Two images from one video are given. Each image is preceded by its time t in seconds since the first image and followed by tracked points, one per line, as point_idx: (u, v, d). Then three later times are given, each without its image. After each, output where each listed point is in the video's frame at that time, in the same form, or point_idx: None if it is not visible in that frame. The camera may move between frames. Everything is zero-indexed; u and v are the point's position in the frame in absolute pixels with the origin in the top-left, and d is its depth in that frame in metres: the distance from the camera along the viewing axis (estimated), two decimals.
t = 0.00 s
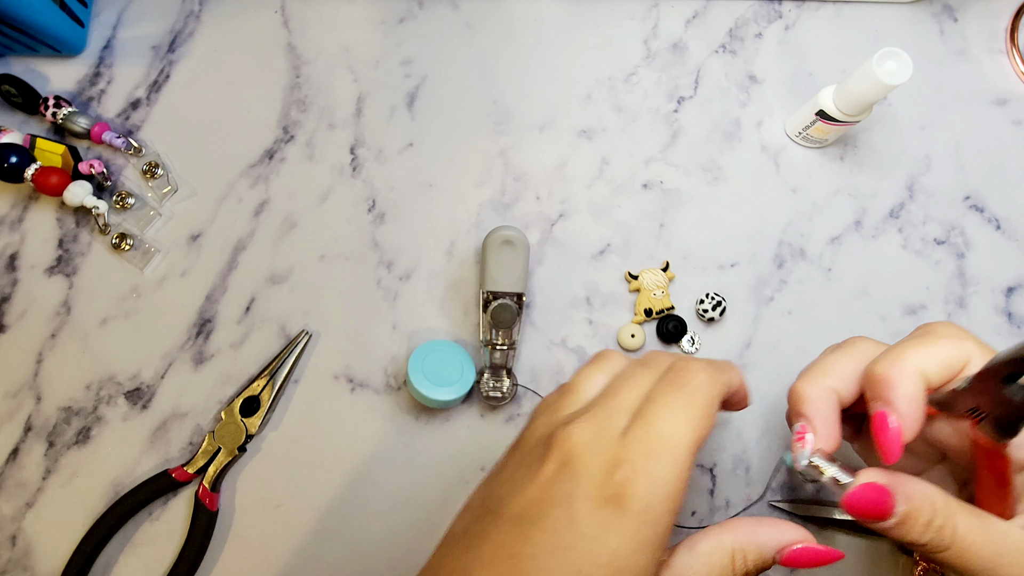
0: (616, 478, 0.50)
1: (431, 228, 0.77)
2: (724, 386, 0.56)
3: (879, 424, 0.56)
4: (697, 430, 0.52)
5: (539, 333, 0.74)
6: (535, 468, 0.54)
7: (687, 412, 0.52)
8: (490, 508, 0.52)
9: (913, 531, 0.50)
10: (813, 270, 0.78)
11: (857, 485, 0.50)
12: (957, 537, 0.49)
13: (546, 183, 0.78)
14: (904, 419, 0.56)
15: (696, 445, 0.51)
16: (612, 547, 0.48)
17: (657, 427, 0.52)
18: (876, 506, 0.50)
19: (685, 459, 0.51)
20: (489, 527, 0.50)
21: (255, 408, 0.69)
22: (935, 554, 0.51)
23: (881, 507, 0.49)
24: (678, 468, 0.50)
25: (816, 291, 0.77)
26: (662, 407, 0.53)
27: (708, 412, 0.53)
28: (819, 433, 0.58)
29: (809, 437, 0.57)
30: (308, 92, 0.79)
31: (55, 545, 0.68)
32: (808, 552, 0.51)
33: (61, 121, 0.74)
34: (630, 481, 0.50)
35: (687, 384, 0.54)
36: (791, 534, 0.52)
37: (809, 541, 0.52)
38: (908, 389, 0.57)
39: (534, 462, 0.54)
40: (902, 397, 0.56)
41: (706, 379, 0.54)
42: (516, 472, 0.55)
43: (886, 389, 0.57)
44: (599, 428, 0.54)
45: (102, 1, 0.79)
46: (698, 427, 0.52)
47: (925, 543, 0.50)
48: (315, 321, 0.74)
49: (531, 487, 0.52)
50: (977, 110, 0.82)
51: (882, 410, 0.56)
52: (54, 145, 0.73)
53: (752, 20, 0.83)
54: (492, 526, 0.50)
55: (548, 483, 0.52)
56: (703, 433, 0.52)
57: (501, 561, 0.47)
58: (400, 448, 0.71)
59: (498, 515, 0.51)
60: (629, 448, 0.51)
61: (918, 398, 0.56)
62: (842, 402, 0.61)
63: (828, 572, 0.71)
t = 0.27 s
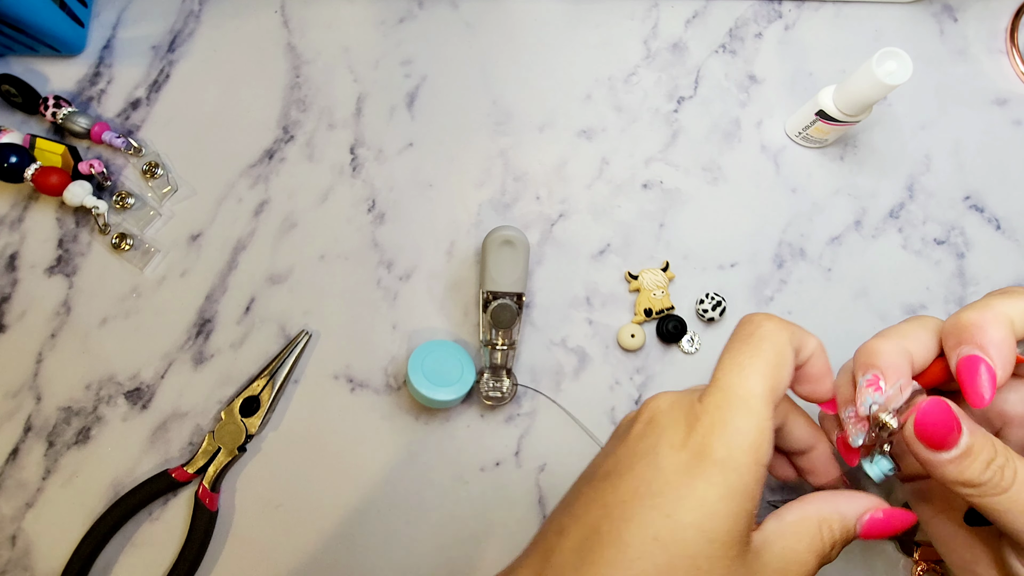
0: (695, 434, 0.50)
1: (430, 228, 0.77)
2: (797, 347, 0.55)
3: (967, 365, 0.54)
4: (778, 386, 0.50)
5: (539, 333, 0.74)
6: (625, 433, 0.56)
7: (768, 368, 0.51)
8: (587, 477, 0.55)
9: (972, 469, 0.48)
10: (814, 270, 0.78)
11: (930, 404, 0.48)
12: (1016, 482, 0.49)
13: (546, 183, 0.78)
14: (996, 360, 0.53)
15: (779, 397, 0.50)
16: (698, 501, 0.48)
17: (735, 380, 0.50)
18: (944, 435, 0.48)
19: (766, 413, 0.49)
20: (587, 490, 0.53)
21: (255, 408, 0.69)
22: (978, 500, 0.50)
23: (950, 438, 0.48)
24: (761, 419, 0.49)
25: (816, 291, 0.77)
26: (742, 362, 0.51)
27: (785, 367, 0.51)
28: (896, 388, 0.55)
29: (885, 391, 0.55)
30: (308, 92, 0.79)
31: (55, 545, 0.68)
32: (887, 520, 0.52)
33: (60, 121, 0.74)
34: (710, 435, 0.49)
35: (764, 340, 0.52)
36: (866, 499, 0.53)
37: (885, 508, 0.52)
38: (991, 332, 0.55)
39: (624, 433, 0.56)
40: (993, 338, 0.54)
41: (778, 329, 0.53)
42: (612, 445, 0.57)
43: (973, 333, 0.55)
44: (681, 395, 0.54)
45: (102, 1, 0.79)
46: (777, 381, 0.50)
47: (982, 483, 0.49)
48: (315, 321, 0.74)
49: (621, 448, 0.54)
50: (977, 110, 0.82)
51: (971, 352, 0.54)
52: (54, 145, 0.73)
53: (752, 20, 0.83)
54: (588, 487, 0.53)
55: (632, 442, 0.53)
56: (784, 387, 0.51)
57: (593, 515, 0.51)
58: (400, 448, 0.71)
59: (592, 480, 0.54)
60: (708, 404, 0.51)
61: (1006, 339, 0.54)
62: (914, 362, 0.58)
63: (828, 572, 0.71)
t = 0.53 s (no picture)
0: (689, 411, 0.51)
1: (431, 228, 0.77)
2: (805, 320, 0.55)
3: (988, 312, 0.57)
4: (777, 366, 0.50)
5: (539, 333, 0.74)
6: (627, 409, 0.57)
7: (768, 346, 0.51)
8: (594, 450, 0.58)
9: (986, 427, 0.52)
10: (814, 270, 0.78)
11: (938, 355, 0.53)
12: None
13: (546, 184, 0.78)
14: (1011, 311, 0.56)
15: (777, 374, 0.50)
16: (690, 477, 0.49)
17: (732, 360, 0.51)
18: (960, 390, 0.52)
19: (764, 390, 0.49)
20: (592, 466, 0.56)
21: (255, 408, 0.69)
22: (996, 459, 0.52)
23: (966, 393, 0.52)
24: (756, 398, 0.49)
25: (816, 291, 0.77)
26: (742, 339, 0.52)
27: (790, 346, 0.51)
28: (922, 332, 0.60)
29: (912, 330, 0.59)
30: (308, 92, 0.79)
31: (55, 545, 0.68)
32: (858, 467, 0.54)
33: (60, 121, 0.74)
34: (703, 413, 0.50)
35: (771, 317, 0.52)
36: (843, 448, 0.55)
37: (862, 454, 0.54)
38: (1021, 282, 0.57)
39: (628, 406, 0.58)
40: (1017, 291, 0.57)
41: (785, 306, 0.53)
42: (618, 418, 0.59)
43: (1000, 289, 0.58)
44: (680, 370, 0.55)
45: (102, 2, 0.79)
46: (778, 360, 0.50)
47: (999, 442, 0.52)
48: (315, 321, 0.74)
49: (620, 425, 0.56)
50: (977, 110, 0.82)
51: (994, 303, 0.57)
52: (55, 145, 0.73)
53: (752, 20, 0.83)
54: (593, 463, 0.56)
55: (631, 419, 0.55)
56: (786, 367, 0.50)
57: (593, 491, 0.53)
58: (399, 448, 0.71)
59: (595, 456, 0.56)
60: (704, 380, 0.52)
61: None
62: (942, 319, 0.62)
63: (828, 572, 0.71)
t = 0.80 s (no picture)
0: (685, 402, 0.51)
1: (430, 228, 0.77)
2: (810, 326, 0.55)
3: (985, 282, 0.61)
4: (780, 363, 0.50)
5: (539, 333, 0.74)
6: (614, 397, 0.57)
7: (774, 343, 0.51)
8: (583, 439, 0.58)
9: (1003, 419, 0.51)
10: (813, 270, 0.78)
11: (925, 356, 0.53)
12: None
13: (545, 184, 0.78)
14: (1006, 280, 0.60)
15: (780, 371, 0.50)
16: (686, 468, 0.49)
17: (735, 356, 0.51)
18: (962, 385, 0.52)
19: (768, 384, 0.50)
20: (582, 454, 0.56)
21: (255, 407, 0.69)
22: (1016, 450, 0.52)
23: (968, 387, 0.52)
24: (758, 392, 0.50)
25: (816, 291, 0.77)
26: (746, 338, 0.52)
27: (794, 345, 0.51)
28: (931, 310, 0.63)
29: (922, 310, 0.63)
30: (308, 92, 0.79)
31: (54, 545, 0.68)
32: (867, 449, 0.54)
33: (60, 121, 0.74)
34: (700, 406, 0.50)
35: (778, 320, 0.53)
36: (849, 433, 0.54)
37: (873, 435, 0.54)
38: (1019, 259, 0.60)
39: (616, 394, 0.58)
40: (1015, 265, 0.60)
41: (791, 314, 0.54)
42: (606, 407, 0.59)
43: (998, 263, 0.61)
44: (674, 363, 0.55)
45: (102, 1, 0.79)
46: (784, 359, 0.50)
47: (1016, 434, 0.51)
48: (315, 321, 0.74)
49: (610, 412, 0.56)
50: (977, 110, 0.82)
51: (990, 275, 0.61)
52: (54, 145, 0.73)
53: (752, 20, 0.83)
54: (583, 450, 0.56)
55: (622, 407, 0.55)
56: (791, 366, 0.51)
57: (584, 480, 0.53)
58: (399, 448, 0.71)
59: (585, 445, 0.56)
60: (703, 373, 0.52)
61: None
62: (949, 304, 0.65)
63: (827, 572, 0.71)
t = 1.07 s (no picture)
0: (699, 437, 0.47)
1: (430, 228, 0.77)
2: (803, 336, 0.52)
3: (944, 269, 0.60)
4: (798, 401, 0.48)
5: (539, 333, 0.74)
6: (603, 410, 0.51)
7: (796, 381, 0.48)
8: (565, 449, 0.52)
9: (986, 425, 0.52)
10: (813, 270, 0.78)
11: (915, 360, 0.52)
12: None
13: (545, 184, 0.78)
14: (974, 269, 0.59)
15: (797, 409, 0.48)
16: (698, 507, 0.47)
17: (753, 394, 0.48)
18: (949, 393, 0.52)
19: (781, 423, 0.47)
20: (574, 476, 0.50)
21: (255, 407, 0.69)
22: (997, 456, 0.53)
23: (955, 395, 0.52)
24: (775, 432, 0.47)
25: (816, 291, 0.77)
26: (767, 373, 0.48)
27: (813, 382, 0.48)
28: (920, 315, 0.62)
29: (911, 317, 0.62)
30: (308, 92, 0.79)
31: (55, 545, 0.68)
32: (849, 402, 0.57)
33: (60, 121, 0.74)
34: (719, 445, 0.47)
35: (792, 351, 0.49)
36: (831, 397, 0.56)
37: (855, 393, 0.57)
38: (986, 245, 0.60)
39: (603, 402, 0.51)
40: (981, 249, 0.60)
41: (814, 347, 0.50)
42: (586, 409, 0.52)
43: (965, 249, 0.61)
44: (681, 383, 0.49)
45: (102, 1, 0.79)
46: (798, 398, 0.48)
47: (1001, 441, 0.52)
48: (315, 321, 0.74)
49: (605, 430, 0.50)
50: (977, 110, 0.82)
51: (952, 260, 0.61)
52: (54, 145, 0.73)
53: (752, 20, 0.83)
54: (576, 474, 0.50)
55: (622, 429, 0.49)
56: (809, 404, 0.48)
57: (586, 514, 0.49)
58: (399, 448, 0.71)
59: (579, 465, 0.50)
60: (719, 406, 0.48)
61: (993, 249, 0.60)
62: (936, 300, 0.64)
63: (827, 572, 0.71)
